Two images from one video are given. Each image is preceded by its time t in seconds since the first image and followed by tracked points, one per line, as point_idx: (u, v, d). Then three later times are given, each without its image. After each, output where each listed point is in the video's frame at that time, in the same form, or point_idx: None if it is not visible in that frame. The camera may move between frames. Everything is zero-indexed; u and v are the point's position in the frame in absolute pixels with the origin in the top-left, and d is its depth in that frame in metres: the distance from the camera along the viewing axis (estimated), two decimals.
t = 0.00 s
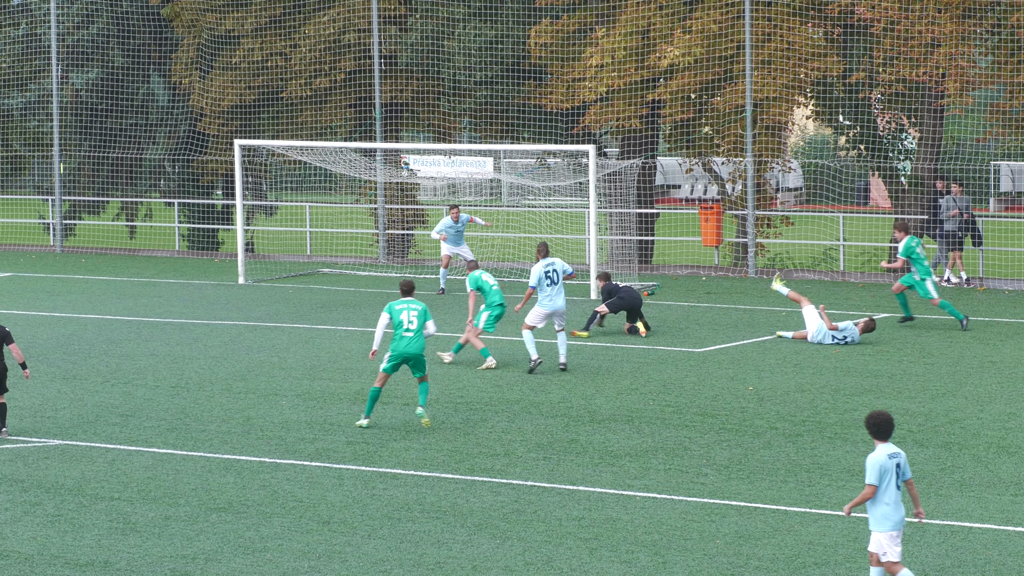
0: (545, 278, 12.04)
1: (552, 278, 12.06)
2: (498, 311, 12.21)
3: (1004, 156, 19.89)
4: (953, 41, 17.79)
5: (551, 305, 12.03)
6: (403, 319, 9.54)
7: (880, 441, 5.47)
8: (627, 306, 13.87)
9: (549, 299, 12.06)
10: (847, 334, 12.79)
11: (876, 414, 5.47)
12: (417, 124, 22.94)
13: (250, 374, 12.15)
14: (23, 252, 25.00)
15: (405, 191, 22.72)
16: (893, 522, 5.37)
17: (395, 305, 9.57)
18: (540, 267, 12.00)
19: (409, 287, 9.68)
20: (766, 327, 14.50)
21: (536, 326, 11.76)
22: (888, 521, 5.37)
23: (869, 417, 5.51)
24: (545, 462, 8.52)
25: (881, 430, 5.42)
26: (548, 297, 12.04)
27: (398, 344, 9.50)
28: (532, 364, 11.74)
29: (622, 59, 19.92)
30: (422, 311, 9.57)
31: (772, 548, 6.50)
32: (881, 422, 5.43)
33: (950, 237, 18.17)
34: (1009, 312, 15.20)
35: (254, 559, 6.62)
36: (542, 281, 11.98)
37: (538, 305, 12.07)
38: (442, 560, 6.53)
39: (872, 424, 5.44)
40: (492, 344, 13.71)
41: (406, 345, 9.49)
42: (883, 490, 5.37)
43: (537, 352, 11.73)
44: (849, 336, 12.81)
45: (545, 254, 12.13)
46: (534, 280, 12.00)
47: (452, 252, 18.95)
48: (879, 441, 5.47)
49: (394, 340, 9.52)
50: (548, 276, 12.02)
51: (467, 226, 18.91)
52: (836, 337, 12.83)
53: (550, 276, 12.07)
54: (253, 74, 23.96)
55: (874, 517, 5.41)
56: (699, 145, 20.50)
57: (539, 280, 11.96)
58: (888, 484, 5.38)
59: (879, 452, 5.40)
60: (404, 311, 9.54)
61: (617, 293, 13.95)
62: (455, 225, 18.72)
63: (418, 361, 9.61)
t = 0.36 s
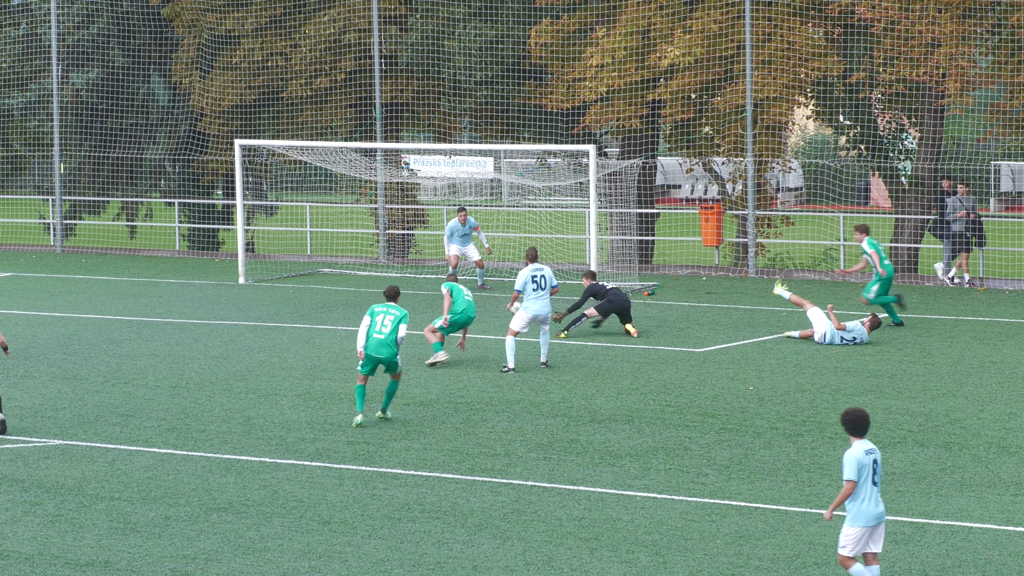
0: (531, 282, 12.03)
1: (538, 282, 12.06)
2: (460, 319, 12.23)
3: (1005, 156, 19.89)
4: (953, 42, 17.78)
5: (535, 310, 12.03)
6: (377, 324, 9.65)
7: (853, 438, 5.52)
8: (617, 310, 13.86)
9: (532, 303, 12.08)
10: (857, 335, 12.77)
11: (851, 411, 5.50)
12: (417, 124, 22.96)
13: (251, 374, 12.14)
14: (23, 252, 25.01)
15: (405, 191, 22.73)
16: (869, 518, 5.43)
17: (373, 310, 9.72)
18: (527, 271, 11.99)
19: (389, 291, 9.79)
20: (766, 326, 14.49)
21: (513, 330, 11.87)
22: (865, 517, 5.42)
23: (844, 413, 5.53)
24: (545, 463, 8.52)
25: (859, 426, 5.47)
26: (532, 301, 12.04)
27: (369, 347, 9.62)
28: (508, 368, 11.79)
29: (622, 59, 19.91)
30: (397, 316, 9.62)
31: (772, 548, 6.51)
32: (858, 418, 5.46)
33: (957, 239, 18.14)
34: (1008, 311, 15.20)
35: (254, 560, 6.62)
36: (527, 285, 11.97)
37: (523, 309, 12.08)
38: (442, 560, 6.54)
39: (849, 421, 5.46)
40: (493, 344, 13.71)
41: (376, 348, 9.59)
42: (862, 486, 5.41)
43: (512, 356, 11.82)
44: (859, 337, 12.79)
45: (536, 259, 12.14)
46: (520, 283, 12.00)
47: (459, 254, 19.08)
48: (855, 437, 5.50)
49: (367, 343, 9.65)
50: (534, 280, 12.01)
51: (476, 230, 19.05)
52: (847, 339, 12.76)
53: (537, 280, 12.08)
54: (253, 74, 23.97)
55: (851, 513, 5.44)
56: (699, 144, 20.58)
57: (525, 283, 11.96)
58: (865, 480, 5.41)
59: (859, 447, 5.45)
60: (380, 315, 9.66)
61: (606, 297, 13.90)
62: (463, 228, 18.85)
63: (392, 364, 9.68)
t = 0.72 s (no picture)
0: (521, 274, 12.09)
1: (527, 275, 12.11)
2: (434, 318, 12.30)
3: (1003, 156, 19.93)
4: (951, 42, 17.78)
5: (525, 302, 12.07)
6: (363, 323, 9.66)
7: (824, 438, 5.52)
8: (603, 311, 13.87)
9: (522, 298, 12.13)
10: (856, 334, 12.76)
11: (821, 412, 5.49)
12: (415, 124, 22.97)
13: (248, 374, 12.14)
14: (20, 252, 24.98)
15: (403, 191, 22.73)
16: (843, 517, 5.45)
17: (360, 308, 9.74)
18: (518, 263, 12.06)
19: (378, 291, 9.82)
20: (764, 327, 14.50)
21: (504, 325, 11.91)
22: (839, 517, 5.44)
23: (815, 415, 5.52)
24: (542, 463, 8.52)
25: (830, 427, 5.46)
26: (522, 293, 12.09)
27: (352, 346, 9.63)
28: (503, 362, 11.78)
29: (620, 59, 19.92)
30: (383, 316, 9.65)
31: (770, 549, 6.51)
32: (829, 419, 5.45)
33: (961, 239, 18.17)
34: (1005, 312, 15.23)
35: (252, 560, 6.61)
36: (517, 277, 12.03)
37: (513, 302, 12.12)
38: (440, 560, 6.53)
39: (820, 423, 5.45)
40: (491, 344, 13.71)
41: (360, 346, 9.61)
42: (837, 487, 5.41)
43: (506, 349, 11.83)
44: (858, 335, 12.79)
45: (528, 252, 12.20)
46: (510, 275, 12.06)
47: (454, 246, 19.07)
48: (825, 439, 5.49)
49: (351, 342, 9.67)
50: (523, 272, 12.07)
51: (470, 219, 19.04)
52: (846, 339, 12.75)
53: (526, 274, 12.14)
54: (251, 74, 23.97)
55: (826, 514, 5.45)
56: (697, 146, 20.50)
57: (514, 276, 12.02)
58: (839, 481, 5.41)
59: (831, 448, 5.44)
60: (367, 314, 9.68)
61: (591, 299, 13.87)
62: (456, 216, 18.87)
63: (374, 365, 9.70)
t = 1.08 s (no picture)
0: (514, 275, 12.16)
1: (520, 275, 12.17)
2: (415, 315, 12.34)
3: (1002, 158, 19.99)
4: (949, 43, 17.80)
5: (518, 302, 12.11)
6: (347, 319, 9.68)
7: (792, 444, 5.51)
8: (596, 311, 13.86)
9: (516, 297, 12.16)
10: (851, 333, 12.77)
11: (788, 418, 5.49)
12: (414, 126, 23.00)
13: (247, 376, 12.14)
14: (19, 254, 24.96)
15: (402, 193, 22.73)
16: (817, 521, 5.44)
17: (342, 304, 9.75)
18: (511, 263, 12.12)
19: (360, 287, 9.83)
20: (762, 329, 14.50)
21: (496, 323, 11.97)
22: (811, 521, 5.44)
23: (781, 421, 5.51)
24: (541, 464, 8.51)
25: (798, 433, 5.46)
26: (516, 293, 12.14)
27: (338, 343, 9.66)
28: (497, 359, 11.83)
29: (618, 61, 19.94)
30: (366, 311, 9.65)
31: (770, 551, 6.51)
32: (796, 425, 5.45)
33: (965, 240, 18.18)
34: (1003, 313, 15.25)
35: (251, 561, 6.61)
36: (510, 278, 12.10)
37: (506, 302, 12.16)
38: (440, 562, 6.53)
39: (787, 429, 5.45)
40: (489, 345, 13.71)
41: (346, 343, 9.64)
42: (807, 493, 5.41)
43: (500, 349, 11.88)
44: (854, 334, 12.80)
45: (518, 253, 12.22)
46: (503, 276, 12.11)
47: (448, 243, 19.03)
48: (793, 444, 5.49)
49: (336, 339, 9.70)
50: (516, 273, 12.14)
51: (463, 217, 18.93)
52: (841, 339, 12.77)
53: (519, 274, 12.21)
54: (250, 76, 24.00)
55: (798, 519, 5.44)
56: (696, 147, 20.52)
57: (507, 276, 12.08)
58: (809, 486, 5.41)
59: (800, 454, 5.43)
60: (349, 310, 9.69)
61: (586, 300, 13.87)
62: (447, 213, 18.80)
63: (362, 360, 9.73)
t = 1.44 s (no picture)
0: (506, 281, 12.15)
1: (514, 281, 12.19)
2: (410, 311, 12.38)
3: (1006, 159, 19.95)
4: (953, 45, 17.81)
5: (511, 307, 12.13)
6: (334, 316, 9.65)
7: (763, 450, 5.49)
8: (602, 314, 13.87)
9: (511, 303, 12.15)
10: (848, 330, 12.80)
11: (757, 425, 5.47)
12: (417, 127, 23.04)
13: (251, 377, 12.15)
14: (24, 256, 25.00)
15: (405, 194, 22.75)
16: (790, 526, 5.39)
17: (329, 302, 9.71)
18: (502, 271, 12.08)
19: (346, 284, 9.77)
20: (766, 330, 14.49)
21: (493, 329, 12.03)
22: (785, 526, 5.38)
23: (751, 427, 5.50)
24: (545, 466, 8.51)
25: (767, 439, 5.44)
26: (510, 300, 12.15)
27: (329, 342, 9.69)
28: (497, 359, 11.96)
29: (622, 62, 19.95)
30: (350, 309, 9.58)
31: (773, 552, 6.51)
32: (764, 430, 5.43)
33: (972, 242, 18.18)
34: (1007, 315, 15.22)
35: (254, 563, 6.62)
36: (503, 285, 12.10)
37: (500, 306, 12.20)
38: (443, 564, 6.53)
39: (755, 435, 5.44)
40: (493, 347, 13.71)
41: (336, 342, 9.65)
42: (776, 498, 5.37)
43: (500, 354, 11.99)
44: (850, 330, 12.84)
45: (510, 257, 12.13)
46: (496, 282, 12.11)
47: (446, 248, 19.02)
48: (764, 450, 5.46)
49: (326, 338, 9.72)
50: (509, 280, 12.14)
51: (458, 221, 18.89)
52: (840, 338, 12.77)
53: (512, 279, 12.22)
54: (253, 77, 24.04)
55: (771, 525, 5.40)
56: (699, 148, 20.94)
57: (501, 283, 12.09)
58: (779, 491, 5.37)
59: (769, 459, 5.40)
60: (335, 307, 9.65)
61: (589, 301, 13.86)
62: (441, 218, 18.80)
63: (353, 357, 9.75)
